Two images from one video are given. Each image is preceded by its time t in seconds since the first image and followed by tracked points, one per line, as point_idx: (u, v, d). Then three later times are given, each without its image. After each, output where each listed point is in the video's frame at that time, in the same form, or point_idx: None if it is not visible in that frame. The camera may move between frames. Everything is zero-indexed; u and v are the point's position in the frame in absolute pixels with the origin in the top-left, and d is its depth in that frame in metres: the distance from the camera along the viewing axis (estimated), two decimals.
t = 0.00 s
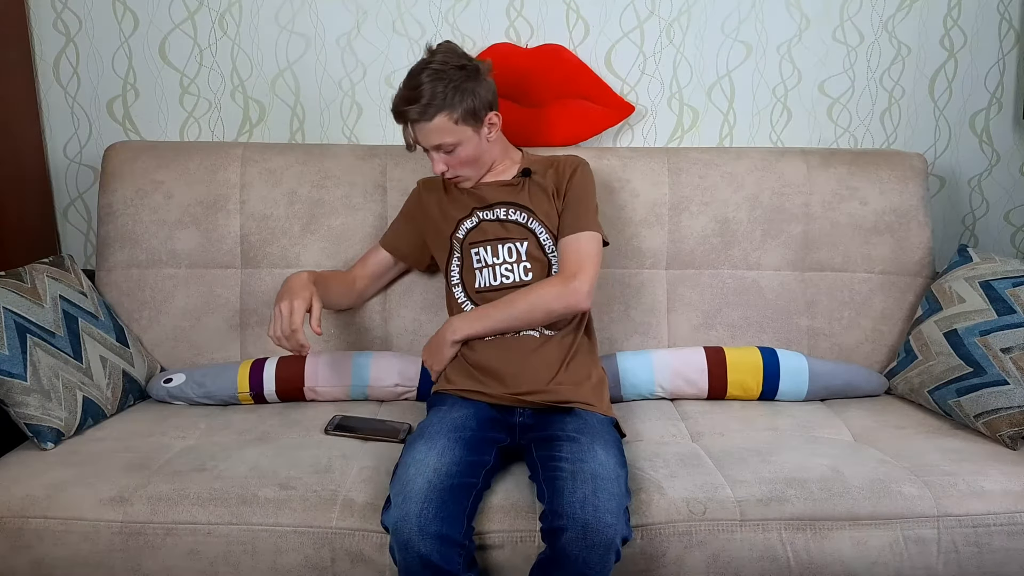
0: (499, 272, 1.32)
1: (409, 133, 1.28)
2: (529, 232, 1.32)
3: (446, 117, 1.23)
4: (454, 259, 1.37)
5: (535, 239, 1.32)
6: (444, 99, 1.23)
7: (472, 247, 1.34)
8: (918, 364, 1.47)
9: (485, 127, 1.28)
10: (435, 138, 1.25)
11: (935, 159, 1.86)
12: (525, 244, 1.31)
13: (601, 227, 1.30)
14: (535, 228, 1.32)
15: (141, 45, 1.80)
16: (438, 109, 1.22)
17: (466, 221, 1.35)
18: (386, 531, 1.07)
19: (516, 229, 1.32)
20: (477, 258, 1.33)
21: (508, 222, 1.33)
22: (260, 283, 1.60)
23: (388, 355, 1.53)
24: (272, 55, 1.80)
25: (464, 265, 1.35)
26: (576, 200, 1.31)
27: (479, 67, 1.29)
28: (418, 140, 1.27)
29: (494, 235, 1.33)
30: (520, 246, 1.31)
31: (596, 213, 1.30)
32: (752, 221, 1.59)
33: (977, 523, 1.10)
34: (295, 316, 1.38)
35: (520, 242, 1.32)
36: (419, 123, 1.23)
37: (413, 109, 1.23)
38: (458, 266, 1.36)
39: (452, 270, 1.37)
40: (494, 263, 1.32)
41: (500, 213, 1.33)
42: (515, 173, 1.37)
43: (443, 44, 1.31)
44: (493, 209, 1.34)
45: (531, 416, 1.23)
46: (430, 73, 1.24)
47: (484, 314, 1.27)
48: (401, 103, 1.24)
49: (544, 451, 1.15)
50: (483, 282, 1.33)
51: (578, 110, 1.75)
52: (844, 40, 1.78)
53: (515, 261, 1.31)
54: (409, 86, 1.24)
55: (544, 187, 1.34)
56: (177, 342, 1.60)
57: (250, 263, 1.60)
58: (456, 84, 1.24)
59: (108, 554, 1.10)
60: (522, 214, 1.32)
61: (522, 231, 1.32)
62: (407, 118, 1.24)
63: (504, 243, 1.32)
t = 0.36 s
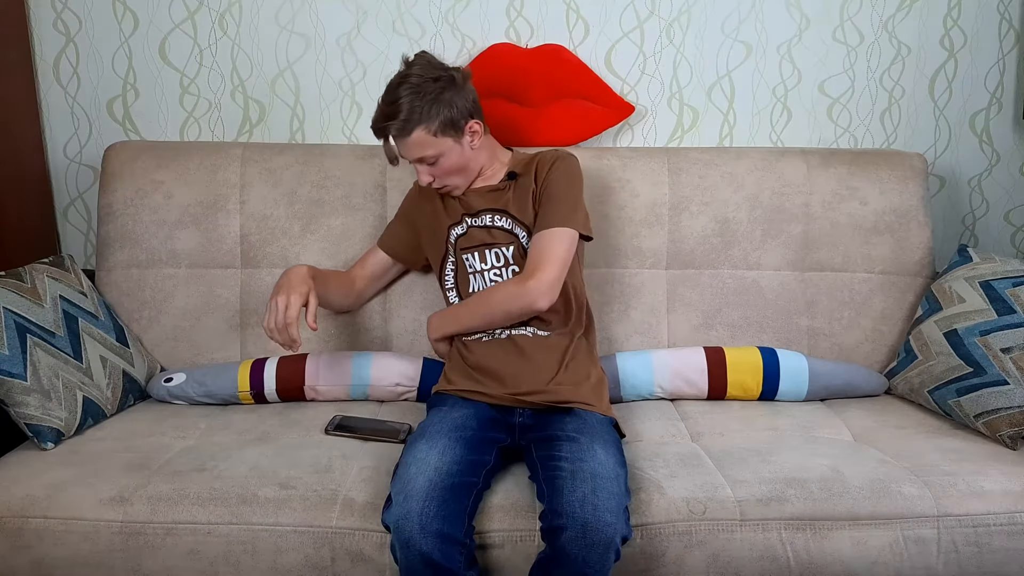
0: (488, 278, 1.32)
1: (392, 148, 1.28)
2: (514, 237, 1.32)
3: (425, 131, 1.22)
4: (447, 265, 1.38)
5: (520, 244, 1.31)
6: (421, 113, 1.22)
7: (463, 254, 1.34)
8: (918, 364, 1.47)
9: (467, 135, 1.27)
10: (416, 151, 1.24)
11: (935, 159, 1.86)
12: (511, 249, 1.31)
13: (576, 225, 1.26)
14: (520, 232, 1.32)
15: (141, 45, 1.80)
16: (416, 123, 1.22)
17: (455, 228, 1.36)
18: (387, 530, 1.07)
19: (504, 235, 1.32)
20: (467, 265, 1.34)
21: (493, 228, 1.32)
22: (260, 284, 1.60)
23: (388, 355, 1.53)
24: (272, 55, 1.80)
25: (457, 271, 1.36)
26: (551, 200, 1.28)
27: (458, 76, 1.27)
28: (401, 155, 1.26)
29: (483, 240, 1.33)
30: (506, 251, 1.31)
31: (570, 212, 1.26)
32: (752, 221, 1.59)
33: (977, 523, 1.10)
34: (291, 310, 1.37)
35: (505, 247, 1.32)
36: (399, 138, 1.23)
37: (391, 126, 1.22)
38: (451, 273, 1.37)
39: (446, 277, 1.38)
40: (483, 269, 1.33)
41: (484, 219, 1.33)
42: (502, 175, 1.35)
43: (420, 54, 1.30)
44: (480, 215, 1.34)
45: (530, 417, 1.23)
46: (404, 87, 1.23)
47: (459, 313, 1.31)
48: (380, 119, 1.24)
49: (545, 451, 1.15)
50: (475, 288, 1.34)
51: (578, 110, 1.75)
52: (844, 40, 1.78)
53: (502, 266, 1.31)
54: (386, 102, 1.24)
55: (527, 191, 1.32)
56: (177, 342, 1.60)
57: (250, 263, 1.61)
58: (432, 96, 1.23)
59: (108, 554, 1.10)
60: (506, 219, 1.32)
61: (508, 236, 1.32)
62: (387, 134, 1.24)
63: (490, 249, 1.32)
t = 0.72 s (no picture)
0: (478, 283, 1.33)
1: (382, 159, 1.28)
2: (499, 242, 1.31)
3: (413, 143, 1.22)
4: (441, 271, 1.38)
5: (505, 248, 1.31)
6: (408, 125, 1.21)
7: (454, 259, 1.35)
8: (918, 364, 1.47)
9: (455, 141, 1.26)
10: (406, 163, 1.24)
11: (935, 159, 1.86)
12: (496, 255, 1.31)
13: (558, 229, 1.25)
14: (505, 238, 1.31)
15: (141, 45, 1.80)
16: (404, 136, 1.21)
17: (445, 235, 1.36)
18: (386, 531, 1.07)
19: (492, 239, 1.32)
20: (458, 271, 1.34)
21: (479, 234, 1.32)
22: (260, 284, 1.60)
23: (388, 355, 1.53)
24: (272, 55, 1.80)
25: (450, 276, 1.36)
26: (532, 203, 1.27)
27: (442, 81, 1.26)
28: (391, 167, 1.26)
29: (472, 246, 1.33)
30: (493, 256, 1.31)
31: (551, 217, 1.25)
32: (752, 221, 1.59)
33: (977, 522, 1.10)
34: (313, 339, 1.33)
35: (491, 252, 1.31)
36: (388, 152, 1.23)
37: (379, 140, 1.22)
38: (445, 279, 1.37)
39: (441, 282, 1.38)
40: (472, 275, 1.33)
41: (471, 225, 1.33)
42: (489, 179, 1.33)
43: (402, 61, 1.28)
44: (467, 221, 1.33)
45: (527, 417, 1.23)
46: (389, 100, 1.21)
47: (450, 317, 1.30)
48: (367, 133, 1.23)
49: (542, 450, 1.15)
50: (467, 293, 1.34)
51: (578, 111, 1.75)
52: (844, 40, 1.78)
53: (490, 271, 1.32)
54: (372, 115, 1.22)
55: (511, 193, 1.31)
56: (177, 342, 1.60)
57: (250, 263, 1.61)
58: (417, 106, 1.22)
59: (108, 554, 1.10)
60: (491, 224, 1.31)
61: (495, 241, 1.31)
62: (375, 148, 1.24)
63: (477, 255, 1.32)
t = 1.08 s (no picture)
0: (483, 283, 1.33)
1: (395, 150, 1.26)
2: (506, 242, 1.31)
3: (430, 133, 1.21)
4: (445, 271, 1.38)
5: (512, 248, 1.31)
6: (426, 115, 1.20)
7: (459, 259, 1.34)
8: (918, 364, 1.47)
9: (470, 135, 1.26)
10: (420, 153, 1.23)
11: (935, 159, 1.86)
12: (502, 255, 1.31)
13: (565, 228, 1.25)
14: (512, 237, 1.31)
15: (141, 45, 1.80)
16: (420, 126, 1.20)
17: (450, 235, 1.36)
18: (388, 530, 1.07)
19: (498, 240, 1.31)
20: (463, 271, 1.34)
21: (486, 233, 1.32)
22: (260, 284, 1.60)
23: (388, 355, 1.53)
24: (272, 55, 1.80)
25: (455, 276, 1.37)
26: (539, 205, 1.27)
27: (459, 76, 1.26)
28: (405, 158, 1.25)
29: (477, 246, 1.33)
30: (499, 256, 1.31)
31: (560, 218, 1.25)
32: (752, 221, 1.59)
33: (977, 523, 1.10)
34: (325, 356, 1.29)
35: (497, 252, 1.31)
36: (403, 142, 1.22)
37: (394, 129, 1.21)
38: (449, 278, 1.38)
39: (445, 281, 1.39)
40: (477, 275, 1.33)
41: (478, 225, 1.33)
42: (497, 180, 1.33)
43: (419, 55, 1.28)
44: (474, 220, 1.33)
45: (529, 417, 1.23)
46: (407, 89, 1.21)
47: (458, 316, 1.29)
48: (382, 122, 1.22)
49: (544, 450, 1.15)
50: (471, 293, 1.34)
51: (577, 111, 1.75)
52: (844, 40, 1.78)
53: (496, 271, 1.31)
54: (388, 104, 1.22)
55: (518, 194, 1.31)
56: (177, 342, 1.60)
57: (250, 263, 1.61)
58: (435, 97, 1.21)
59: (108, 554, 1.10)
60: (497, 224, 1.31)
61: (501, 241, 1.31)
62: (390, 138, 1.22)
63: (483, 255, 1.32)
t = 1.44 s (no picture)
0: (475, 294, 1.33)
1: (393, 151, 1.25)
2: (501, 256, 1.30)
3: (430, 139, 1.20)
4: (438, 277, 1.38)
5: (506, 262, 1.30)
6: (428, 121, 1.19)
7: (451, 268, 1.34)
8: (918, 364, 1.47)
9: (471, 141, 1.25)
10: (421, 159, 1.22)
11: (935, 159, 1.86)
12: (496, 269, 1.30)
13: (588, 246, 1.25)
14: (507, 253, 1.30)
15: (142, 44, 1.80)
16: (422, 132, 1.19)
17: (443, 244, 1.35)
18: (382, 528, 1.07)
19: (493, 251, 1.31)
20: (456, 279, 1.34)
21: (481, 245, 1.31)
22: (260, 284, 1.60)
23: (387, 357, 1.53)
24: (272, 55, 1.80)
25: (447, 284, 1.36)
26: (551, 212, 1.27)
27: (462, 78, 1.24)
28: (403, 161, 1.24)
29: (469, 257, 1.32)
30: (493, 271, 1.31)
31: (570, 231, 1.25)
32: (752, 221, 1.59)
33: (977, 522, 1.10)
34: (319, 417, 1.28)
35: (491, 266, 1.31)
36: (403, 146, 1.20)
37: (395, 133, 1.19)
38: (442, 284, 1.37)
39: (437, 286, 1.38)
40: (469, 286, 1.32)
41: (471, 235, 1.31)
42: (496, 186, 1.32)
43: (421, 52, 1.25)
44: (468, 231, 1.32)
45: (525, 416, 1.23)
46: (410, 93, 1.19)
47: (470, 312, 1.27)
48: (382, 124, 1.20)
49: (537, 444, 1.15)
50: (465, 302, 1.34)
51: (577, 111, 1.74)
52: (844, 40, 1.78)
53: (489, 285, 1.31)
54: (389, 106, 1.19)
55: (521, 197, 1.30)
56: (178, 342, 1.60)
57: (249, 263, 1.61)
58: (438, 102, 1.19)
59: (108, 553, 1.10)
60: (494, 236, 1.30)
61: (496, 254, 1.31)
62: (388, 141, 1.21)
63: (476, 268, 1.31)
